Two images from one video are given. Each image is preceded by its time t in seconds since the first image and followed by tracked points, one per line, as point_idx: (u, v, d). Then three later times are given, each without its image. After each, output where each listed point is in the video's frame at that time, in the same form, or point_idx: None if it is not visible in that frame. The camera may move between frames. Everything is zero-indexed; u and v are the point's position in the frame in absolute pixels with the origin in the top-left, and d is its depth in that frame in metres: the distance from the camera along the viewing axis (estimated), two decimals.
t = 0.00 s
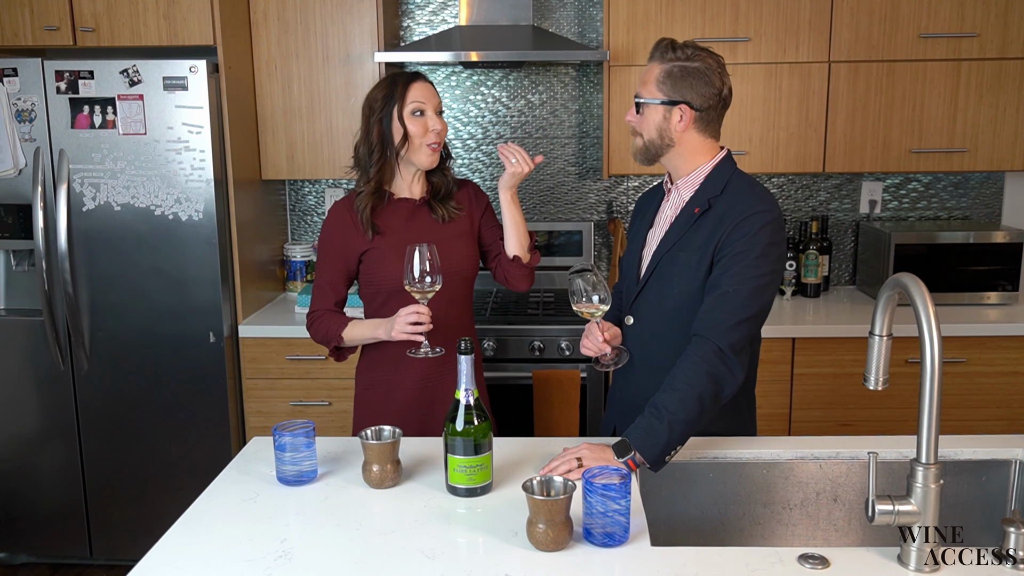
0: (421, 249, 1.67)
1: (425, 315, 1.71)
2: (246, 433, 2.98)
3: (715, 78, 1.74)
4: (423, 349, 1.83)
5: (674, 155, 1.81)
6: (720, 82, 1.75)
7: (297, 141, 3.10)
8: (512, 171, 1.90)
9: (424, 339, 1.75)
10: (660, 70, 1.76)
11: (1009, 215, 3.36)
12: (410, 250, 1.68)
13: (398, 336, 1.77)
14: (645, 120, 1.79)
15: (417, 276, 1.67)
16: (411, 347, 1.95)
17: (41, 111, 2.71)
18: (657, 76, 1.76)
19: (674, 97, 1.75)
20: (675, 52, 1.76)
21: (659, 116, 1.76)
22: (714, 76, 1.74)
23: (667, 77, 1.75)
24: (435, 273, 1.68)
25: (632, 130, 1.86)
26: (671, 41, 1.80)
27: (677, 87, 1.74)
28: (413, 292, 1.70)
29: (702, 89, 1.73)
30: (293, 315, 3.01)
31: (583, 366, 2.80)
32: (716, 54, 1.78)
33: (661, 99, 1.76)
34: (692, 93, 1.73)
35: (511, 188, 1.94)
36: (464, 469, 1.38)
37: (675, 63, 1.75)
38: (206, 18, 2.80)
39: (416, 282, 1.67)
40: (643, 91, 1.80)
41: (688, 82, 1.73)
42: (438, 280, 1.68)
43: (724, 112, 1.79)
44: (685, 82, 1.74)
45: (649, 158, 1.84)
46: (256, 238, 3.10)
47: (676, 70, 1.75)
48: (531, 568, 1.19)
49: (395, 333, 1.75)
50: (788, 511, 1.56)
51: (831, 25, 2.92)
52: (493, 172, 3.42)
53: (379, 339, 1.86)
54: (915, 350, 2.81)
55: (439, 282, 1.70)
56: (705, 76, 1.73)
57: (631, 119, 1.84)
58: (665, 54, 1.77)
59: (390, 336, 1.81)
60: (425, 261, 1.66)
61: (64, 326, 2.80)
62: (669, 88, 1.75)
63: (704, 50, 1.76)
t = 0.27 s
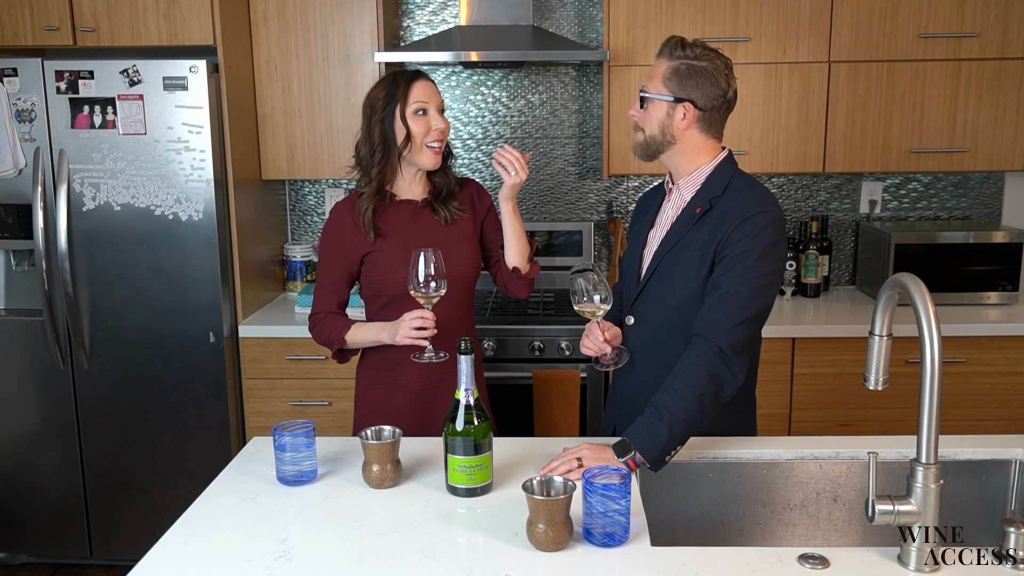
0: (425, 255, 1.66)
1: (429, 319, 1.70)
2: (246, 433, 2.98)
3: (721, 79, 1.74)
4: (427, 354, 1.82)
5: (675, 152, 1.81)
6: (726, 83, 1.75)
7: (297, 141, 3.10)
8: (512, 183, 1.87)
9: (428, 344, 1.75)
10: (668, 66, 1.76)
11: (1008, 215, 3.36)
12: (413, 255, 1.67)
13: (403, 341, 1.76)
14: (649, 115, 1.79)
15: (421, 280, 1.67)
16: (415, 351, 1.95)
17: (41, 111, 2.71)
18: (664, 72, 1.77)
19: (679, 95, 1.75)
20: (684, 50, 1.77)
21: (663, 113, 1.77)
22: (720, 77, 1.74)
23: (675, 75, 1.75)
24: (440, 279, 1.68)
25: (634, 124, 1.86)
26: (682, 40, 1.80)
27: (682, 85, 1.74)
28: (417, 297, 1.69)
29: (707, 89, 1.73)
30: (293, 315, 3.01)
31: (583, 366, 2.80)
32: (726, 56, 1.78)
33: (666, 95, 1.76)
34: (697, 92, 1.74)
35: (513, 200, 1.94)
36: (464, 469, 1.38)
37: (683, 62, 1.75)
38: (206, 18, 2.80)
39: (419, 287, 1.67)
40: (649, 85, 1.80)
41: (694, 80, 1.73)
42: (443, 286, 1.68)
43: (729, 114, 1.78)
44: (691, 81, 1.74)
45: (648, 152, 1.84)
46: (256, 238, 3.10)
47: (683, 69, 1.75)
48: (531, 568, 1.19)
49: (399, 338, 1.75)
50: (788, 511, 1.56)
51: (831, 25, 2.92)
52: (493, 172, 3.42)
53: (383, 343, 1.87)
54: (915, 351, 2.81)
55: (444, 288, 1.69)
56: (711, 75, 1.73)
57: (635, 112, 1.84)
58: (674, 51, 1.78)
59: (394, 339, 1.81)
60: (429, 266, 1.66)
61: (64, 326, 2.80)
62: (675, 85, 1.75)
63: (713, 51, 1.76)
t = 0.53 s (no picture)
0: (429, 259, 1.65)
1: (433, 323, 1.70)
2: (246, 433, 2.98)
3: (705, 76, 1.73)
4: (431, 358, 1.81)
5: (677, 161, 1.81)
6: (710, 79, 1.74)
7: (297, 141, 3.10)
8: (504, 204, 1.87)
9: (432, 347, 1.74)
10: (648, 80, 1.76)
11: (1008, 215, 3.36)
12: (417, 258, 1.67)
13: (406, 345, 1.74)
14: (644, 132, 1.79)
15: (424, 282, 1.66)
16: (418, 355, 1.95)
17: (41, 111, 2.71)
18: (646, 88, 1.77)
19: (667, 104, 1.75)
20: (659, 61, 1.76)
21: (657, 126, 1.77)
22: (703, 74, 1.73)
23: (657, 86, 1.75)
24: (443, 284, 1.66)
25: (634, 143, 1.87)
26: (654, 50, 1.80)
27: (668, 94, 1.74)
28: (420, 300, 1.68)
29: (692, 91, 1.72)
30: (293, 315, 3.01)
31: (583, 366, 2.80)
32: (703, 53, 1.77)
33: (654, 108, 1.76)
34: (684, 96, 1.73)
35: (514, 216, 1.93)
36: (464, 469, 1.38)
37: (661, 71, 1.75)
38: (206, 18, 2.80)
39: (422, 290, 1.66)
40: (636, 105, 1.80)
41: (677, 86, 1.73)
42: (446, 289, 1.66)
43: (719, 109, 1.78)
44: (675, 88, 1.73)
45: (654, 166, 1.85)
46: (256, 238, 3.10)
47: (664, 78, 1.74)
48: (531, 568, 1.19)
49: (404, 342, 1.74)
50: (788, 511, 1.56)
51: (831, 25, 2.92)
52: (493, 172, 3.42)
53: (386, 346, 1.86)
54: (915, 351, 2.81)
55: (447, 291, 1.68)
56: (693, 75, 1.73)
57: (630, 132, 1.84)
58: (649, 64, 1.78)
59: (398, 343, 1.80)
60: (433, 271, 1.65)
61: (64, 326, 2.80)
62: (660, 95, 1.75)
63: (688, 51, 1.76)
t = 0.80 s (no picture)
0: (431, 259, 1.65)
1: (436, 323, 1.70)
2: (246, 433, 2.98)
3: (701, 75, 1.74)
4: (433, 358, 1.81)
5: (677, 162, 1.81)
6: (707, 78, 1.74)
7: (297, 141, 3.10)
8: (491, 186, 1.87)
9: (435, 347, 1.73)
10: (645, 82, 1.76)
11: (1008, 215, 3.36)
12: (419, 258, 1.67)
13: (409, 345, 1.74)
14: (644, 134, 1.79)
15: (427, 283, 1.66)
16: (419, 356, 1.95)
17: (41, 111, 2.71)
18: (644, 90, 1.76)
19: (666, 105, 1.74)
20: (655, 61, 1.76)
21: (657, 127, 1.76)
22: (699, 74, 1.74)
23: (655, 88, 1.74)
24: (445, 283, 1.66)
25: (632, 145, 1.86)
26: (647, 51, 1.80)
27: (666, 95, 1.74)
28: (423, 300, 1.68)
29: (691, 90, 1.72)
30: (293, 315, 3.01)
31: (583, 366, 2.80)
32: (697, 52, 1.78)
33: (654, 110, 1.75)
34: (683, 96, 1.73)
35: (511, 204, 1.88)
36: (464, 469, 1.38)
37: (658, 72, 1.75)
38: (206, 18, 2.80)
39: (425, 290, 1.66)
40: (634, 108, 1.80)
41: (675, 87, 1.73)
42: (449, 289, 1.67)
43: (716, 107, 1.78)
44: (673, 89, 1.73)
45: (654, 168, 1.85)
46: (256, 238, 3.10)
47: (661, 79, 1.74)
48: (531, 568, 1.19)
49: (406, 343, 1.73)
50: (788, 511, 1.56)
51: (831, 25, 2.92)
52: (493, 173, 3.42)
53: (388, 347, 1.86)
54: (915, 351, 2.81)
55: (450, 292, 1.68)
56: (691, 76, 1.73)
57: (629, 135, 1.84)
58: (645, 65, 1.77)
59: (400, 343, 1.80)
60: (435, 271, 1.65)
61: (64, 326, 2.80)
62: (659, 97, 1.74)
63: (682, 51, 1.76)
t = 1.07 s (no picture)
0: (426, 257, 1.67)
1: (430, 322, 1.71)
2: (246, 433, 2.98)
3: (725, 79, 1.75)
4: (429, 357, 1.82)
5: (675, 152, 1.81)
6: (730, 83, 1.76)
7: (297, 141, 3.10)
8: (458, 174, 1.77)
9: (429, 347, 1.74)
10: (672, 65, 1.76)
11: (1008, 215, 3.36)
12: (414, 258, 1.68)
13: (404, 345, 1.75)
14: (651, 114, 1.78)
15: (421, 283, 1.67)
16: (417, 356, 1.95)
17: (41, 111, 2.71)
18: (668, 71, 1.76)
19: (684, 93, 1.75)
20: (688, 49, 1.77)
21: (667, 110, 1.76)
22: (724, 77, 1.75)
23: (680, 73, 1.75)
24: (440, 279, 1.68)
25: (635, 122, 1.85)
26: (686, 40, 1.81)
27: (688, 84, 1.74)
28: (418, 298, 1.70)
29: (712, 88, 1.74)
30: (293, 315, 3.02)
31: (583, 366, 2.80)
32: (727, 57, 1.79)
33: (672, 93, 1.75)
34: (702, 91, 1.74)
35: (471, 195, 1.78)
36: (463, 469, 1.38)
37: (688, 60, 1.76)
38: (206, 18, 2.80)
39: (419, 288, 1.67)
40: (650, 84, 1.80)
41: (699, 79, 1.74)
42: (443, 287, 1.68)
43: (729, 114, 1.79)
44: (697, 80, 1.74)
45: (650, 153, 1.84)
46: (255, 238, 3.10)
47: (689, 67, 1.75)
48: (531, 568, 1.19)
49: (400, 342, 1.74)
50: (788, 511, 1.56)
51: (831, 25, 2.92)
52: (493, 172, 3.42)
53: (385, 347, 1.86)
54: (915, 351, 2.81)
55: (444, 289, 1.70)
56: (717, 75, 1.74)
57: (635, 110, 1.83)
58: (679, 49, 1.78)
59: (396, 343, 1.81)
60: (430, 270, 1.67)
61: (64, 326, 2.80)
62: (680, 83, 1.75)
63: (716, 51, 1.77)
